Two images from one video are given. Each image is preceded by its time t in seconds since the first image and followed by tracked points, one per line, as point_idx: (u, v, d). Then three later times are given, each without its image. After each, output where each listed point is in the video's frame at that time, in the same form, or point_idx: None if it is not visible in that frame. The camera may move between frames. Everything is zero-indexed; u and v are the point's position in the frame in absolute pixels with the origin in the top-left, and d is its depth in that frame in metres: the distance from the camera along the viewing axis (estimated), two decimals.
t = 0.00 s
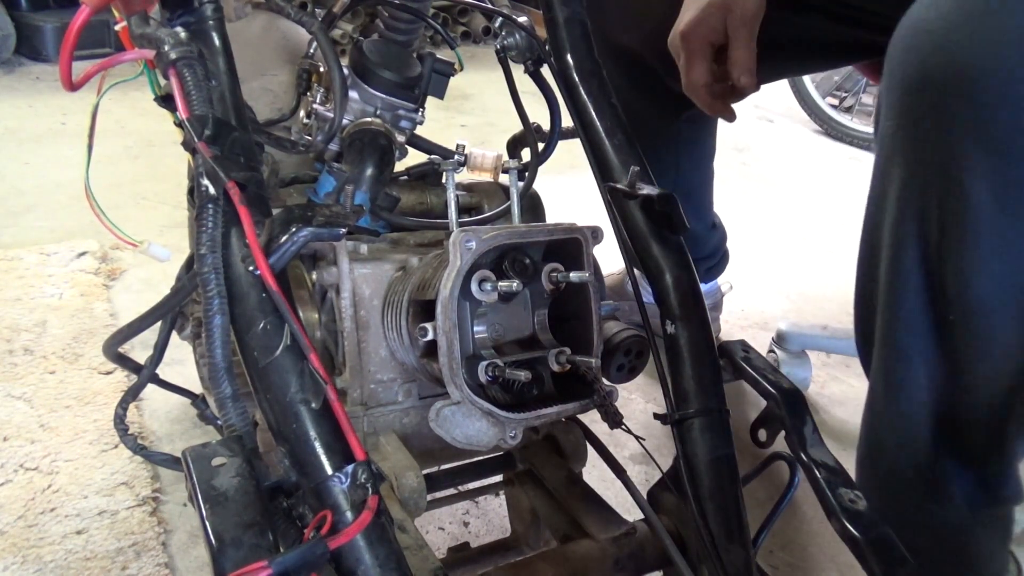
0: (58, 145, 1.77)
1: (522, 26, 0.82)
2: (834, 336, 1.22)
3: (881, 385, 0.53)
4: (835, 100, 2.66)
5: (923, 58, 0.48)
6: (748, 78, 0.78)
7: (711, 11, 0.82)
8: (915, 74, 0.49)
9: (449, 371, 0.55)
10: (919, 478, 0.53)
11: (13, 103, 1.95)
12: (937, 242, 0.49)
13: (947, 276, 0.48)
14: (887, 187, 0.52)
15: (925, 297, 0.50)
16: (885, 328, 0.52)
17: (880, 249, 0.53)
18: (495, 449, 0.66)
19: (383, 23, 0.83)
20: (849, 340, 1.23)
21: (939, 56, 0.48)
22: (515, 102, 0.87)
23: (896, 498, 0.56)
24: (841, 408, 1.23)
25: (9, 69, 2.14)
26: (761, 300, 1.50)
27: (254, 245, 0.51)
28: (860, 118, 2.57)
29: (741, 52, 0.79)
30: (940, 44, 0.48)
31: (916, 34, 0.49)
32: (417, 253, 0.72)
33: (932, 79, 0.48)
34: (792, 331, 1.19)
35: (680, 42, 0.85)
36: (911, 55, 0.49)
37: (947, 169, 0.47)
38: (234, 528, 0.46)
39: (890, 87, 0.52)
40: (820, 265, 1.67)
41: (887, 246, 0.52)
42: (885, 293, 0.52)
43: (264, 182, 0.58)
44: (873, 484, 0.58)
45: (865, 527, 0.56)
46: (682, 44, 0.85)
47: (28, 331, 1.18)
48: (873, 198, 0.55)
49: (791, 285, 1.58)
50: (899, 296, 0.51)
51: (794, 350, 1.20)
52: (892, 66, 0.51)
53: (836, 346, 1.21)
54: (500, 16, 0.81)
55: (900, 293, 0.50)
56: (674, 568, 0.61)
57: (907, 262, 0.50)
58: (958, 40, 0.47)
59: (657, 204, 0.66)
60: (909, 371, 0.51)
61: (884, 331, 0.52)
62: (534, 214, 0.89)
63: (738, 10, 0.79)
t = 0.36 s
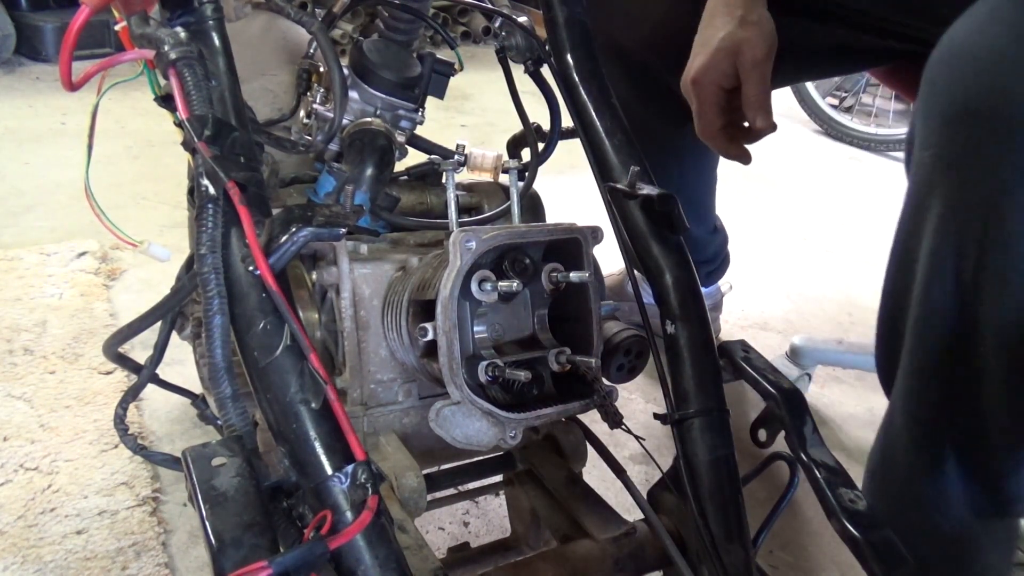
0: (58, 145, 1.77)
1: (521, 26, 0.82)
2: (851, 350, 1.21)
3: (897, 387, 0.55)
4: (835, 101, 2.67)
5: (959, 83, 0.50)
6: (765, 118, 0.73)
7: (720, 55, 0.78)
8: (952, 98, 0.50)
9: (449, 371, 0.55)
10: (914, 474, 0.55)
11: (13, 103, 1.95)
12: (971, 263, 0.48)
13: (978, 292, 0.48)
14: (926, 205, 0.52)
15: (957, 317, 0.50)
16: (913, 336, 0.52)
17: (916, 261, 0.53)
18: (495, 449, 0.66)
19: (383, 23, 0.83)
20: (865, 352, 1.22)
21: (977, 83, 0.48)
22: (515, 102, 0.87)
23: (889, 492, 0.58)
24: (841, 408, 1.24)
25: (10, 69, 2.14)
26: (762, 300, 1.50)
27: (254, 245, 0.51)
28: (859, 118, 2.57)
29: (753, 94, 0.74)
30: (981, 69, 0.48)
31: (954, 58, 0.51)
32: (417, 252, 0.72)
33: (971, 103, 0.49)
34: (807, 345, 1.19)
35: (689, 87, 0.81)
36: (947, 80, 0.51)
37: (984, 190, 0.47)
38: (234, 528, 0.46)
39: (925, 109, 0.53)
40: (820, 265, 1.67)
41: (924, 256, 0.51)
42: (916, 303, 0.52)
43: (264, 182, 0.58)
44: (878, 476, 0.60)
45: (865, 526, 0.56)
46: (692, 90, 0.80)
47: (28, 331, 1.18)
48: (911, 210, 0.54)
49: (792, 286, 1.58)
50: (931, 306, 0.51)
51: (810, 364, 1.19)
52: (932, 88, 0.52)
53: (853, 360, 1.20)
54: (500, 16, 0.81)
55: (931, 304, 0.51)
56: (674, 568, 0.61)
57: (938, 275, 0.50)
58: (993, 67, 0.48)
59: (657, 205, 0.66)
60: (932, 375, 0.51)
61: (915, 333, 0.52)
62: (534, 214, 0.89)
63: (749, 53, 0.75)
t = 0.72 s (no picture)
0: (58, 145, 1.77)
1: (521, 26, 0.82)
2: (855, 353, 1.21)
3: (899, 389, 0.52)
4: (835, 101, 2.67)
5: (962, 78, 0.47)
6: (788, 134, 0.76)
7: (739, 72, 0.80)
8: (956, 94, 0.48)
9: (449, 371, 0.55)
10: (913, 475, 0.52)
11: (13, 103, 1.94)
12: (979, 261, 0.46)
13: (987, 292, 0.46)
14: (933, 201, 0.50)
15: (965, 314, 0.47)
16: (915, 338, 0.49)
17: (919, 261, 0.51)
18: (495, 449, 0.66)
19: (383, 23, 0.83)
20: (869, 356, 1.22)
21: (983, 78, 0.46)
22: (515, 102, 0.87)
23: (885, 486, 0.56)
24: (841, 408, 1.24)
25: (9, 69, 2.14)
26: (762, 301, 1.50)
27: (254, 245, 0.51)
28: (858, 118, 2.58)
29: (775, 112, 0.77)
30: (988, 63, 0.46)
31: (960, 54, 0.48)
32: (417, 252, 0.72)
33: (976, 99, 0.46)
34: (810, 347, 1.19)
35: (707, 106, 0.83)
36: (952, 77, 0.48)
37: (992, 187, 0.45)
38: (234, 528, 0.46)
39: (932, 108, 0.51)
40: (820, 265, 1.67)
41: (928, 257, 0.49)
42: (919, 305, 0.49)
43: (264, 182, 0.58)
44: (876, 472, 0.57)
45: (865, 526, 0.56)
46: (710, 108, 0.82)
47: (28, 331, 1.18)
48: (916, 210, 0.52)
49: (792, 286, 1.58)
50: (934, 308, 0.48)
51: (812, 367, 1.19)
52: (938, 85, 0.50)
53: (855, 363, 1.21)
54: (500, 16, 0.81)
55: (937, 306, 0.48)
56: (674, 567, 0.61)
57: (945, 275, 0.47)
58: (999, 62, 0.45)
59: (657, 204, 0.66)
60: (936, 379, 0.49)
61: (916, 337, 0.49)
62: (534, 214, 0.89)
63: (768, 72, 0.78)
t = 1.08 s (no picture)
0: (58, 145, 1.77)
1: (521, 26, 0.81)
2: (856, 351, 1.21)
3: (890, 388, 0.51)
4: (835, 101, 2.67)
5: (950, 72, 0.46)
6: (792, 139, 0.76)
7: (744, 83, 0.80)
8: (944, 89, 0.47)
9: (449, 371, 0.55)
10: (908, 473, 0.51)
11: (13, 103, 1.94)
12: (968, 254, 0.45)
13: (977, 288, 0.44)
14: (918, 195, 0.48)
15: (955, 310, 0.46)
16: (904, 334, 0.48)
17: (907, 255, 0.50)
18: (495, 449, 0.66)
19: (383, 23, 0.83)
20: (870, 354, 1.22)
21: (973, 70, 0.45)
22: (515, 102, 0.87)
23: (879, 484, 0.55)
24: (841, 408, 1.24)
25: (9, 69, 2.14)
26: (762, 301, 1.50)
27: (254, 244, 0.51)
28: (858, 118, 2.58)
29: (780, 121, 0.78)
30: (975, 55, 0.45)
31: (943, 50, 0.48)
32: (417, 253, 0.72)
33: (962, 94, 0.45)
34: (811, 345, 1.19)
35: (714, 114, 0.83)
36: (938, 71, 0.48)
37: (980, 177, 0.44)
38: (234, 528, 0.46)
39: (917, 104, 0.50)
40: (821, 265, 1.67)
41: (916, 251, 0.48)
42: (908, 301, 0.48)
43: (264, 182, 0.58)
44: (871, 471, 0.56)
45: (865, 525, 0.56)
46: (717, 116, 0.83)
47: (28, 331, 1.18)
48: (903, 205, 0.51)
49: (792, 286, 1.58)
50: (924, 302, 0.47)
51: (814, 365, 1.19)
52: (925, 81, 0.49)
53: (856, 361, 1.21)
54: (500, 16, 0.81)
55: (925, 303, 0.47)
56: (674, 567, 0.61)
57: (933, 269, 0.46)
58: (986, 55, 0.45)
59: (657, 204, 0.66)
60: (928, 376, 0.47)
61: (906, 334, 0.48)
62: (534, 214, 0.89)
63: (773, 80, 0.78)
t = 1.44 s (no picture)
0: (58, 145, 1.77)
1: (521, 26, 0.81)
2: (856, 351, 1.21)
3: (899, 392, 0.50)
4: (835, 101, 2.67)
5: (963, 75, 0.46)
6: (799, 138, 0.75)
7: (748, 83, 0.79)
8: (958, 89, 0.46)
9: (449, 371, 0.55)
10: (915, 480, 0.49)
11: (12, 103, 1.94)
12: (981, 255, 0.44)
13: (991, 290, 0.43)
14: (929, 196, 0.47)
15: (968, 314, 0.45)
16: (915, 337, 0.47)
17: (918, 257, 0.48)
18: (495, 449, 0.66)
19: (383, 23, 0.83)
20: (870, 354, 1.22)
21: (986, 72, 0.44)
22: (515, 102, 0.87)
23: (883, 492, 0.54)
24: (841, 408, 1.24)
25: (9, 68, 2.14)
26: (762, 300, 1.51)
27: (254, 245, 0.51)
28: (858, 118, 2.57)
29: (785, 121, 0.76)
30: (990, 58, 0.45)
31: (957, 52, 0.47)
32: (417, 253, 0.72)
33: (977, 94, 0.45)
34: (811, 345, 1.19)
35: (718, 119, 0.82)
36: (952, 76, 0.47)
37: (996, 177, 0.43)
38: (234, 528, 0.46)
39: (928, 107, 0.49)
40: (821, 265, 1.67)
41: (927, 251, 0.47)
42: (920, 303, 0.47)
43: (264, 182, 0.58)
44: (875, 479, 0.55)
45: (864, 525, 0.57)
46: (721, 121, 0.82)
47: (28, 331, 1.18)
48: (913, 207, 0.50)
49: (792, 286, 1.58)
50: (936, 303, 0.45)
51: (813, 365, 1.19)
52: (938, 83, 0.48)
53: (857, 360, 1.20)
54: (500, 16, 0.81)
55: (937, 305, 0.45)
56: (674, 568, 0.61)
57: (946, 271, 0.45)
58: (999, 59, 0.44)
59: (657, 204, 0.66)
60: (938, 380, 0.46)
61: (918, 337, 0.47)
62: (534, 214, 0.89)
63: (777, 80, 0.78)
